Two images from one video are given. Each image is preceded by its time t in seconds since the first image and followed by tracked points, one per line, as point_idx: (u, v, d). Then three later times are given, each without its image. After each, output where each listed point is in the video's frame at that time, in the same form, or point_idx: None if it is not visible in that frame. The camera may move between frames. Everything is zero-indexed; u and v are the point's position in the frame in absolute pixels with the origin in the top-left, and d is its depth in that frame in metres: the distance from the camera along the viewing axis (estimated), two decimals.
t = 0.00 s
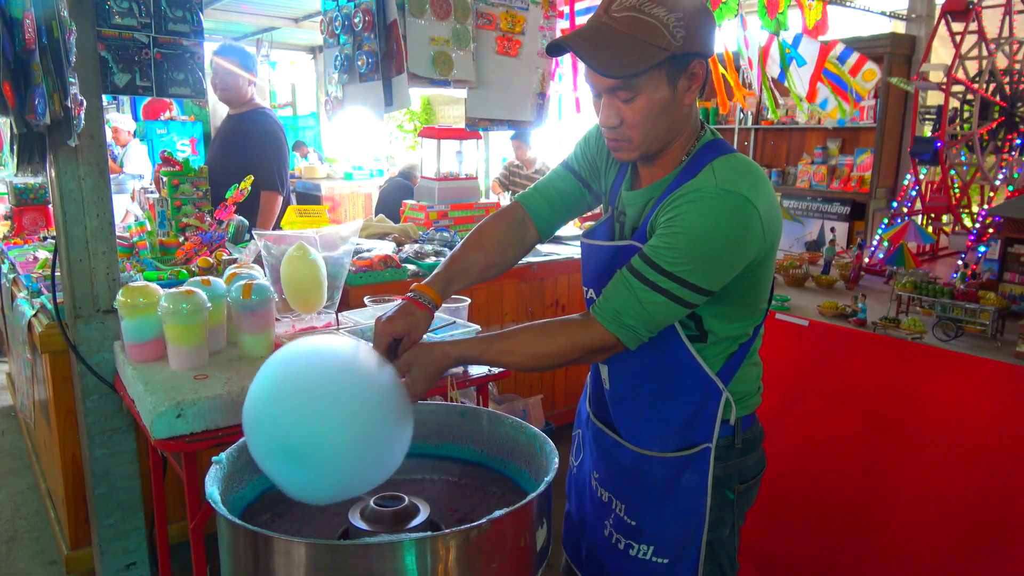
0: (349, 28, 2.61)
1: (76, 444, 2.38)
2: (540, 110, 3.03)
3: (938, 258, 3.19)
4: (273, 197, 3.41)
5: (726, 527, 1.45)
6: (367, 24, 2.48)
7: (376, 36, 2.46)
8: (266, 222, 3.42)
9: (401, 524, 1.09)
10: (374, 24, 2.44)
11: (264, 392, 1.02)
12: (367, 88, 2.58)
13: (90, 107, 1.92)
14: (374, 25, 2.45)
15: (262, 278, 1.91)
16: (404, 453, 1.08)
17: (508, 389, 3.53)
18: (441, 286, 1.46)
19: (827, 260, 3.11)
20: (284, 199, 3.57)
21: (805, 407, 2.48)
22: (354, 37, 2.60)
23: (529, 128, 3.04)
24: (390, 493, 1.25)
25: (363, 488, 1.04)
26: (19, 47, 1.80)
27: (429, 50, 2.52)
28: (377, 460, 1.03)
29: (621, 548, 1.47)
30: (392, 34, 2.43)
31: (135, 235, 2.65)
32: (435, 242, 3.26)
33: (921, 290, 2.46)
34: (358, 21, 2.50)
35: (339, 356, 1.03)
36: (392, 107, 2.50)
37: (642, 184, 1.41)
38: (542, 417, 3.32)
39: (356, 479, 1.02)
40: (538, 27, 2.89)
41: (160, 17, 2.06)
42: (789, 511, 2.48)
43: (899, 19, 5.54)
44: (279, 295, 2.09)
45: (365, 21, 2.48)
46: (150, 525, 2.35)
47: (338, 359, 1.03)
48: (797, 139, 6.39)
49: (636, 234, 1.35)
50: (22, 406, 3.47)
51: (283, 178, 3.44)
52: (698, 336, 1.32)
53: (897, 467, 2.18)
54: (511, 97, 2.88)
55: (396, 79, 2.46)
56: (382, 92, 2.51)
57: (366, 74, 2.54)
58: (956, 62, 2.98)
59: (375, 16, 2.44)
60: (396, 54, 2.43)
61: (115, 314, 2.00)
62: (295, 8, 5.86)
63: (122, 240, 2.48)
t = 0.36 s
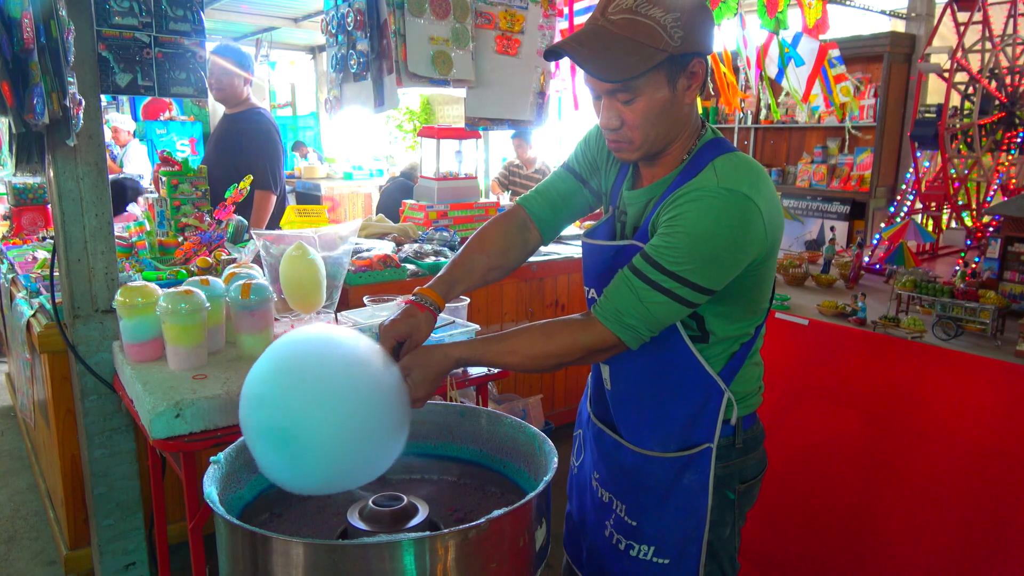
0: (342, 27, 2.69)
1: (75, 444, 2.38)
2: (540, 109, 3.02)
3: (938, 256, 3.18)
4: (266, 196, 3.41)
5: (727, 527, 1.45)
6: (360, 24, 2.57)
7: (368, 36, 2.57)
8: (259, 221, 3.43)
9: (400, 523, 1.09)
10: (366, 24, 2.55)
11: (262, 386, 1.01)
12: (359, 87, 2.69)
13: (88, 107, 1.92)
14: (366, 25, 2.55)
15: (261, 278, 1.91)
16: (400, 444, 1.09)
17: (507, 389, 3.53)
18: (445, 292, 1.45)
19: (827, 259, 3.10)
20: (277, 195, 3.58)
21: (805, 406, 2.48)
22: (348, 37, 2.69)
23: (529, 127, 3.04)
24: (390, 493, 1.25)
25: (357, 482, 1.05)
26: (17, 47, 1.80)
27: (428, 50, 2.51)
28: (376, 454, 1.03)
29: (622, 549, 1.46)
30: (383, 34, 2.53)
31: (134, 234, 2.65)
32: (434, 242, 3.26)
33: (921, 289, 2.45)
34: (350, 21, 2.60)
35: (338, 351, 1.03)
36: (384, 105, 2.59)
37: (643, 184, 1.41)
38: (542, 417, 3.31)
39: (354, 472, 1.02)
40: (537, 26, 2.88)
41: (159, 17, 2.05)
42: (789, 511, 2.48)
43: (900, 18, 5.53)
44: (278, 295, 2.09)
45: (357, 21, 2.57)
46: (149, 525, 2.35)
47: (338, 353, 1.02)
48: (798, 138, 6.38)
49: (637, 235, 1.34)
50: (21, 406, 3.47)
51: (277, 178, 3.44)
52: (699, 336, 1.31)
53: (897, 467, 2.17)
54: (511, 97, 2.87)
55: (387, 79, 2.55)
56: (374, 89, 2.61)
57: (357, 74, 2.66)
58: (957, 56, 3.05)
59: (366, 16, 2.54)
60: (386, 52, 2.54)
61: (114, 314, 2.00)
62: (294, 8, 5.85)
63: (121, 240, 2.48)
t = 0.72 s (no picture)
0: (342, 26, 2.71)
1: (75, 443, 2.38)
2: (541, 108, 3.02)
3: (939, 256, 3.18)
4: (260, 193, 3.41)
5: (730, 525, 1.45)
6: (357, 22, 2.58)
7: (366, 34, 2.57)
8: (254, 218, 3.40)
9: (401, 522, 1.09)
10: (364, 22, 2.55)
11: (274, 388, 1.02)
12: (359, 85, 2.69)
13: (88, 106, 1.92)
14: (364, 23, 2.56)
15: (261, 278, 1.90)
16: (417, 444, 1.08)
17: (508, 389, 3.54)
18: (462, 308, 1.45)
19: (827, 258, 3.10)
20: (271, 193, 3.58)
21: (806, 406, 2.48)
22: (346, 36, 2.71)
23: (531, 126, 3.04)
24: (391, 492, 1.25)
25: (370, 485, 1.04)
26: (17, 46, 1.79)
27: (430, 48, 2.51)
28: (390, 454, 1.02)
29: (626, 549, 1.46)
30: (380, 33, 2.53)
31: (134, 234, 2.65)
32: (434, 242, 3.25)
33: (922, 288, 2.45)
34: (348, 18, 2.62)
35: (349, 351, 1.02)
36: (381, 104, 2.59)
37: (644, 183, 1.41)
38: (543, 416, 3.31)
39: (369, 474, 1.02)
40: (538, 24, 2.88)
41: (159, 15, 2.05)
42: (789, 511, 2.46)
43: (900, 17, 5.53)
44: (278, 294, 2.09)
45: (355, 19, 2.59)
46: (150, 525, 2.35)
47: (349, 355, 1.02)
48: (798, 137, 6.37)
49: (640, 234, 1.34)
50: (22, 406, 3.47)
51: (270, 175, 3.45)
52: (703, 334, 1.32)
53: (898, 467, 2.17)
54: (511, 96, 2.87)
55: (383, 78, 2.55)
56: (372, 89, 2.61)
57: (355, 73, 2.67)
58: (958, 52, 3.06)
59: (363, 13, 2.56)
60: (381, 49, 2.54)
61: (115, 313, 2.00)
62: (294, 8, 5.85)
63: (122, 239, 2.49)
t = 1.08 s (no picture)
0: (344, 24, 2.71)
1: (77, 441, 2.38)
2: (544, 108, 3.02)
3: (941, 255, 3.19)
4: (256, 192, 3.40)
5: (734, 523, 1.45)
6: (359, 20, 2.58)
7: (368, 32, 2.57)
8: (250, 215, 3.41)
9: (403, 520, 1.10)
10: (365, 19, 2.55)
11: (281, 389, 1.02)
12: (360, 85, 2.70)
13: (91, 104, 1.93)
14: (365, 21, 2.56)
15: (263, 276, 1.91)
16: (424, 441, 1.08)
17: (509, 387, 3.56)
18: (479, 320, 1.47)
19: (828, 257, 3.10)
20: (268, 194, 3.58)
21: (807, 405, 2.48)
22: (348, 35, 2.71)
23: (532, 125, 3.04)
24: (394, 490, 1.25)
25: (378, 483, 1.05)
26: (20, 45, 1.80)
27: (432, 47, 2.52)
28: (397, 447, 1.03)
29: (632, 547, 1.46)
30: (381, 30, 2.53)
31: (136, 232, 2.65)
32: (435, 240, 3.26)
33: (924, 288, 2.45)
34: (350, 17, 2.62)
35: (355, 354, 1.02)
36: (385, 101, 2.56)
37: (644, 181, 1.41)
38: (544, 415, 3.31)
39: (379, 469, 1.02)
40: (539, 23, 2.88)
41: (160, 14, 2.05)
42: (789, 510, 2.47)
43: (901, 16, 5.53)
44: (280, 293, 2.10)
45: (357, 17, 2.59)
46: (152, 522, 2.35)
47: (354, 355, 1.02)
48: (799, 136, 6.38)
49: (643, 232, 1.34)
50: (24, 404, 3.47)
51: (269, 175, 3.46)
52: (707, 331, 1.32)
53: (899, 468, 2.18)
54: (513, 94, 2.87)
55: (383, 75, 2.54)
56: (375, 88, 2.61)
57: (359, 71, 2.67)
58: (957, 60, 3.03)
59: (364, 12, 2.56)
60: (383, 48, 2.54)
61: (117, 311, 2.00)
62: (295, 7, 5.86)
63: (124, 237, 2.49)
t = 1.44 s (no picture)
0: (344, 22, 2.71)
1: (79, 438, 2.38)
2: (545, 107, 3.02)
3: (943, 255, 3.18)
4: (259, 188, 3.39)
5: (735, 522, 1.46)
6: (360, 20, 2.60)
7: (369, 31, 2.57)
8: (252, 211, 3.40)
9: (405, 518, 1.10)
10: (367, 19, 2.56)
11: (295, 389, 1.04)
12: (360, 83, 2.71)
13: (94, 102, 1.94)
14: (366, 21, 2.58)
15: (266, 274, 1.91)
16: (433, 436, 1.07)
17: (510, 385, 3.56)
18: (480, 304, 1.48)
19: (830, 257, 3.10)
20: (271, 191, 3.57)
21: (808, 405, 2.48)
22: (350, 34, 2.71)
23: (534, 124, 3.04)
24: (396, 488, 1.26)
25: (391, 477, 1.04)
26: (24, 43, 1.80)
27: (434, 46, 2.52)
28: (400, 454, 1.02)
29: (633, 544, 1.47)
30: (383, 29, 2.53)
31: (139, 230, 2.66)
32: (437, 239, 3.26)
33: (925, 289, 2.44)
34: (352, 16, 2.62)
35: (358, 353, 1.03)
36: (384, 100, 2.58)
37: (649, 181, 1.41)
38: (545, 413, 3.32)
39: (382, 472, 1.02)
40: (541, 23, 2.88)
41: (166, 12, 2.05)
42: (789, 510, 2.49)
43: (904, 16, 5.53)
44: (282, 290, 2.10)
45: (359, 17, 2.60)
46: (153, 519, 2.35)
47: (357, 352, 1.03)
48: (801, 136, 6.37)
49: (646, 233, 1.34)
50: (26, 400, 3.47)
51: (269, 172, 3.44)
52: (708, 332, 1.32)
53: (899, 469, 2.18)
54: (515, 94, 2.88)
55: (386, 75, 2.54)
56: (376, 86, 2.61)
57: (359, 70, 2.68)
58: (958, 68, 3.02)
59: (366, 11, 2.57)
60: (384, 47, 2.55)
61: (119, 308, 2.01)
62: (298, 5, 5.86)
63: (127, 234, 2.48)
